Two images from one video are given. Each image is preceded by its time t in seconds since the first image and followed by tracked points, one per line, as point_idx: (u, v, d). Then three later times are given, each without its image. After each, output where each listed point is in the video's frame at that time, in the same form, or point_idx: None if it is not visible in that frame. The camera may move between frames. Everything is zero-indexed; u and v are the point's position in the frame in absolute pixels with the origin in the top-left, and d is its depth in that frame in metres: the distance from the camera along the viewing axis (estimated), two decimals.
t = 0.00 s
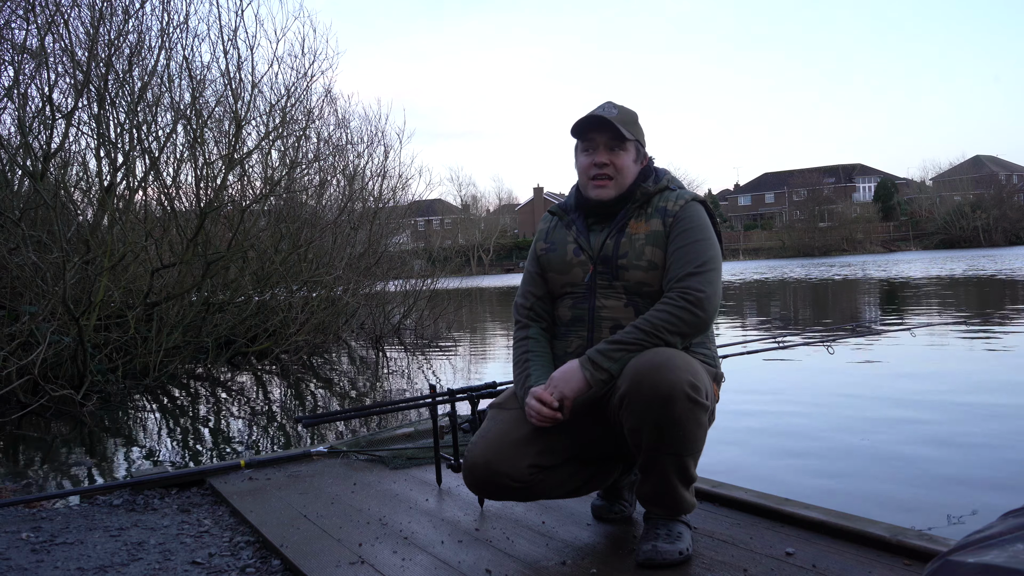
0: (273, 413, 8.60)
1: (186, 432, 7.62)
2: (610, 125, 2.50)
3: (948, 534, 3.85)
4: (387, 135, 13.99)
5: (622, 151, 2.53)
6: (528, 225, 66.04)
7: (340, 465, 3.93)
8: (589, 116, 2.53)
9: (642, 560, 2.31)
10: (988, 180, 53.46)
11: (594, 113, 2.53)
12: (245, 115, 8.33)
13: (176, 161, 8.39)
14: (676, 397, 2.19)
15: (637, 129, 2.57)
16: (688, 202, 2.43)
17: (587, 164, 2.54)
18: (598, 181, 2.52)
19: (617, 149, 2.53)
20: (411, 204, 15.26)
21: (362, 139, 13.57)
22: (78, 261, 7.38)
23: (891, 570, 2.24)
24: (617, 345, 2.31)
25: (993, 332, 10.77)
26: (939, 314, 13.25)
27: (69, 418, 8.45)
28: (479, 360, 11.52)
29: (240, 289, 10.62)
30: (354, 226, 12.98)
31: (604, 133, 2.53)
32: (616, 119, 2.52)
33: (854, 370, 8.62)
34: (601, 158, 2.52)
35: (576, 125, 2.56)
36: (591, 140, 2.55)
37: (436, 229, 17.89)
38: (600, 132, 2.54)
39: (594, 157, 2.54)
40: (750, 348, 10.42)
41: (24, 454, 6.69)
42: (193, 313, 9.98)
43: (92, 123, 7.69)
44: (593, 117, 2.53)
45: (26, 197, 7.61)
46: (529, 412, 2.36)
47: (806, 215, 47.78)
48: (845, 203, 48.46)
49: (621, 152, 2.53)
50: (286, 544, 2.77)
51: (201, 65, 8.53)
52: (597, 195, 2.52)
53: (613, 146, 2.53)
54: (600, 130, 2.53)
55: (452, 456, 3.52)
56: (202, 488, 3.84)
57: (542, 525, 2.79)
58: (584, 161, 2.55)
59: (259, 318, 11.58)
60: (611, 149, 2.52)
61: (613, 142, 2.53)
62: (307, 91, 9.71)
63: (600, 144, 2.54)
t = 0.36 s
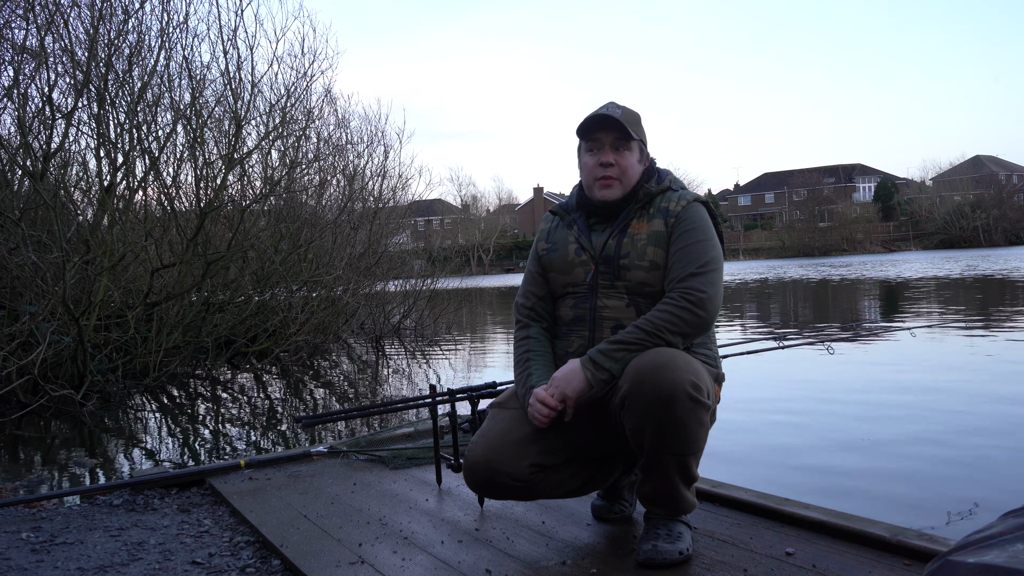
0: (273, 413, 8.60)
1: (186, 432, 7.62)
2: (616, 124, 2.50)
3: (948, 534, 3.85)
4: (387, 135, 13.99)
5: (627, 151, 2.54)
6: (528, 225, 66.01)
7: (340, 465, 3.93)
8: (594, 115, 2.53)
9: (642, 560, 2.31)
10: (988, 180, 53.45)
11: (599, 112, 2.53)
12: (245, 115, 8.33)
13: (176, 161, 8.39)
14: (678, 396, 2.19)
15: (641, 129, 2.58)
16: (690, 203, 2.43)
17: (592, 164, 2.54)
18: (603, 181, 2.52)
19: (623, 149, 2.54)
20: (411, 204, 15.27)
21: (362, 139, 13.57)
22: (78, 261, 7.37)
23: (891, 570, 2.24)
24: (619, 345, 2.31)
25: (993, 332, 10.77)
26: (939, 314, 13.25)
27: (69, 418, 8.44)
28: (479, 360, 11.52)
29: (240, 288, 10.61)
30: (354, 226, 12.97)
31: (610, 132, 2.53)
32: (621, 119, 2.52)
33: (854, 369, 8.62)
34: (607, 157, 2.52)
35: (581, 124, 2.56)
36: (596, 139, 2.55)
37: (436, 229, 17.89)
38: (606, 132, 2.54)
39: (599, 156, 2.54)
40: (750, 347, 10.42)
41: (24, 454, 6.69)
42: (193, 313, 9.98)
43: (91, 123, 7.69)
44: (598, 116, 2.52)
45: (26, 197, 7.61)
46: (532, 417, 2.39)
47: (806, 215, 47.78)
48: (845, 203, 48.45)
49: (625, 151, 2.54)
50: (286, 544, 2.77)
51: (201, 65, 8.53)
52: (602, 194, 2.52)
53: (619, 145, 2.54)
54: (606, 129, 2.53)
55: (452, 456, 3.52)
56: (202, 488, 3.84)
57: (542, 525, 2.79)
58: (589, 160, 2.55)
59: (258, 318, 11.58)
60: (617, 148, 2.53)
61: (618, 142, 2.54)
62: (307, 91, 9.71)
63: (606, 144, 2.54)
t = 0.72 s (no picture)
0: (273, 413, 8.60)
1: (186, 432, 7.62)
2: (619, 125, 2.50)
3: (948, 534, 3.85)
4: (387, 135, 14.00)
5: (629, 152, 2.54)
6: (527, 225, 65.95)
7: (340, 465, 3.93)
8: (596, 116, 2.53)
9: (642, 560, 2.31)
10: (988, 180, 53.43)
11: (602, 112, 2.53)
12: (245, 115, 8.34)
13: (176, 161, 8.39)
14: (678, 396, 2.19)
15: (642, 129, 2.58)
16: (691, 203, 2.43)
17: (594, 164, 2.54)
18: (606, 181, 2.52)
19: (625, 149, 2.54)
20: (411, 204, 15.27)
21: (362, 139, 13.57)
22: (78, 261, 7.37)
23: (891, 570, 2.24)
24: (619, 344, 2.31)
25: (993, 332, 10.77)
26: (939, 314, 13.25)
27: (69, 418, 8.44)
28: (479, 360, 11.52)
29: (240, 288, 10.62)
30: (354, 226, 12.97)
31: (612, 133, 2.53)
32: (623, 119, 2.52)
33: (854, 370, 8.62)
34: (610, 157, 2.52)
35: (583, 125, 2.56)
36: (598, 140, 2.55)
37: (436, 229, 17.90)
38: (608, 132, 2.54)
39: (602, 157, 2.53)
40: (750, 347, 10.43)
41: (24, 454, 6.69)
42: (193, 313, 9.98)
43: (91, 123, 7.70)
44: (601, 116, 2.52)
45: (26, 197, 7.61)
46: (541, 427, 2.39)
47: (806, 215, 47.77)
48: (845, 203, 48.44)
49: (628, 151, 2.54)
50: (286, 544, 2.77)
51: (201, 65, 8.53)
52: (604, 195, 2.52)
53: (621, 146, 2.54)
54: (608, 129, 2.54)
55: (452, 456, 3.52)
56: (202, 488, 3.84)
57: (542, 525, 2.79)
58: (591, 161, 2.55)
59: (258, 318, 11.58)
60: (619, 149, 2.53)
61: (620, 142, 2.54)
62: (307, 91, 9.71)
63: (608, 144, 2.54)
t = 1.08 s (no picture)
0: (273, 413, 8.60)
1: (186, 432, 7.62)
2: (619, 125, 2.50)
3: (948, 534, 3.85)
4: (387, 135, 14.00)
5: (629, 151, 2.54)
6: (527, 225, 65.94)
7: (340, 465, 3.93)
8: (595, 116, 2.53)
9: (642, 560, 2.31)
10: (988, 180, 53.42)
11: (600, 113, 2.53)
12: (245, 115, 8.34)
13: (176, 161, 8.38)
14: (679, 396, 2.19)
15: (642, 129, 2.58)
16: (691, 203, 2.43)
17: (594, 164, 2.54)
18: (608, 181, 2.52)
19: (625, 149, 2.54)
20: (411, 204, 15.27)
21: (362, 139, 13.57)
22: (78, 261, 7.37)
23: (891, 570, 2.24)
24: (620, 344, 2.31)
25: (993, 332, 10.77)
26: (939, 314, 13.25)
27: (69, 418, 8.44)
28: (479, 360, 11.53)
29: (240, 288, 10.62)
30: (354, 226, 12.97)
31: (612, 133, 2.54)
32: (622, 119, 2.52)
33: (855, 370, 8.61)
34: (609, 158, 2.52)
35: (582, 126, 2.57)
36: (598, 140, 2.55)
37: (436, 229, 17.90)
38: (608, 133, 2.54)
39: (602, 157, 2.53)
40: (750, 347, 10.43)
41: (24, 454, 6.69)
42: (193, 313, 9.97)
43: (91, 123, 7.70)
44: (600, 117, 2.53)
45: (26, 197, 7.62)
46: (542, 430, 2.39)
47: (806, 215, 47.76)
48: (845, 203, 48.44)
49: (628, 151, 2.54)
50: (286, 544, 2.77)
51: (201, 65, 8.52)
52: (605, 195, 2.52)
53: (620, 146, 2.54)
54: (607, 130, 2.54)
55: (452, 456, 3.52)
56: (202, 488, 3.84)
57: (542, 525, 2.79)
58: (591, 161, 2.55)
59: (258, 318, 11.57)
60: (619, 149, 2.53)
61: (619, 142, 2.54)
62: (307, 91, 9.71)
63: (608, 145, 2.54)
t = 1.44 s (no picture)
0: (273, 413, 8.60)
1: (186, 432, 7.62)
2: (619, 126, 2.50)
3: (948, 534, 3.85)
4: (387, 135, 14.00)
5: (629, 152, 2.54)
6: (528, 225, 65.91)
7: (340, 465, 3.93)
8: (595, 117, 2.53)
9: (642, 560, 2.31)
10: (988, 180, 53.42)
11: (600, 114, 2.53)
12: (245, 115, 8.34)
13: (176, 161, 8.38)
14: (678, 396, 2.19)
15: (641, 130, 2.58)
16: (691, 203, 2.43)
17: (594, 165, 2.54)
18: (608, 181, 2.52)
19: (624, 150, 2.54)
20: (411, 204, 15.28)
21: (362, 139, 13.57)
22: (78, 261, 7.37)
23: (891, 570, 2.24)
24: (619, 344, 2.31)
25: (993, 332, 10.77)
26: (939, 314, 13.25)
27: (69, 418, 8.44)
28: (479, 360, 11.53)
29: (240, 288, 10.62)
30: (354, 226, 12.97)
31: (612, 134, 2.54)
32: (620, 119, 2.52)
33: (855, 370, 8.61)
34: (609, 158, 2.52)
35: (581, 128, 2.57)
36: (597, 141, 2.55)
37: (436, 229, 17.91)
38: (607, 134, 2.54)
39: (602, 158, 2.53)
40: (750, 347, 10.43)
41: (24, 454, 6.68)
42: (193, 313, 9.97)
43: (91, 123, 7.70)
44: (599, 117, 2.53)
45: (26, 197, 7.62)
46: (542, 431, 2.40)
47: (806, 215, 47.77)
48: (845, 203, 48.44)
49: (628, 152, 2.54)
50: (286, 544, 2.77)
51: (201, 65, 8.52)
52: (605, 196, 2.52)
53: (620, 146, 2.54)
54: (607, 131, 2.54)
55: (452, 456, 3.52)
56: (202, 488, 3.84)
57: (542, 525, 2.79)
58: (591, 162, 2.55)
59: (258, 318, 11.57)
60: (619, 150, 2.53)
61: (619, 143, 2.54)
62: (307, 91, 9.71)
63: (608, 145, 2.54)
